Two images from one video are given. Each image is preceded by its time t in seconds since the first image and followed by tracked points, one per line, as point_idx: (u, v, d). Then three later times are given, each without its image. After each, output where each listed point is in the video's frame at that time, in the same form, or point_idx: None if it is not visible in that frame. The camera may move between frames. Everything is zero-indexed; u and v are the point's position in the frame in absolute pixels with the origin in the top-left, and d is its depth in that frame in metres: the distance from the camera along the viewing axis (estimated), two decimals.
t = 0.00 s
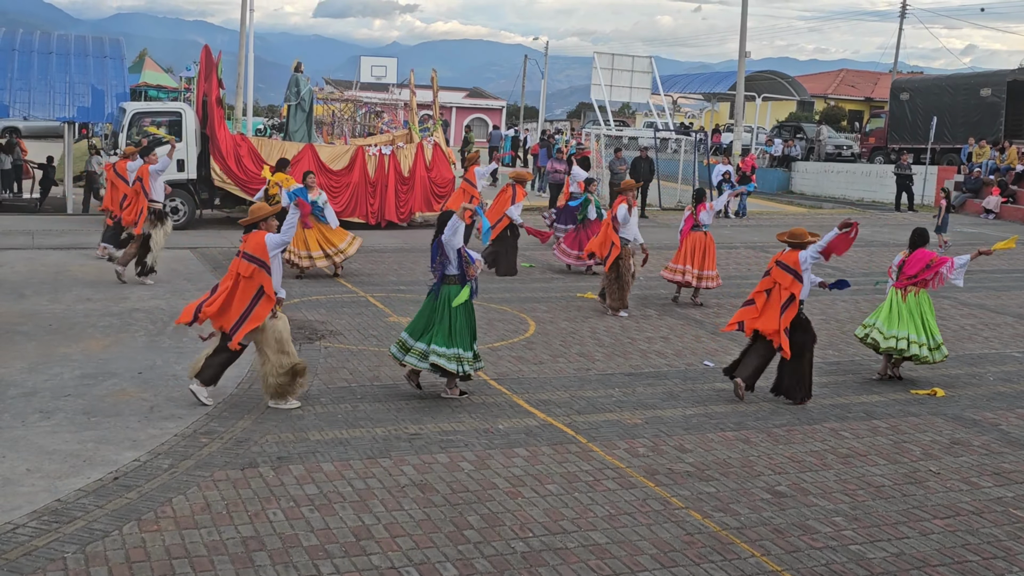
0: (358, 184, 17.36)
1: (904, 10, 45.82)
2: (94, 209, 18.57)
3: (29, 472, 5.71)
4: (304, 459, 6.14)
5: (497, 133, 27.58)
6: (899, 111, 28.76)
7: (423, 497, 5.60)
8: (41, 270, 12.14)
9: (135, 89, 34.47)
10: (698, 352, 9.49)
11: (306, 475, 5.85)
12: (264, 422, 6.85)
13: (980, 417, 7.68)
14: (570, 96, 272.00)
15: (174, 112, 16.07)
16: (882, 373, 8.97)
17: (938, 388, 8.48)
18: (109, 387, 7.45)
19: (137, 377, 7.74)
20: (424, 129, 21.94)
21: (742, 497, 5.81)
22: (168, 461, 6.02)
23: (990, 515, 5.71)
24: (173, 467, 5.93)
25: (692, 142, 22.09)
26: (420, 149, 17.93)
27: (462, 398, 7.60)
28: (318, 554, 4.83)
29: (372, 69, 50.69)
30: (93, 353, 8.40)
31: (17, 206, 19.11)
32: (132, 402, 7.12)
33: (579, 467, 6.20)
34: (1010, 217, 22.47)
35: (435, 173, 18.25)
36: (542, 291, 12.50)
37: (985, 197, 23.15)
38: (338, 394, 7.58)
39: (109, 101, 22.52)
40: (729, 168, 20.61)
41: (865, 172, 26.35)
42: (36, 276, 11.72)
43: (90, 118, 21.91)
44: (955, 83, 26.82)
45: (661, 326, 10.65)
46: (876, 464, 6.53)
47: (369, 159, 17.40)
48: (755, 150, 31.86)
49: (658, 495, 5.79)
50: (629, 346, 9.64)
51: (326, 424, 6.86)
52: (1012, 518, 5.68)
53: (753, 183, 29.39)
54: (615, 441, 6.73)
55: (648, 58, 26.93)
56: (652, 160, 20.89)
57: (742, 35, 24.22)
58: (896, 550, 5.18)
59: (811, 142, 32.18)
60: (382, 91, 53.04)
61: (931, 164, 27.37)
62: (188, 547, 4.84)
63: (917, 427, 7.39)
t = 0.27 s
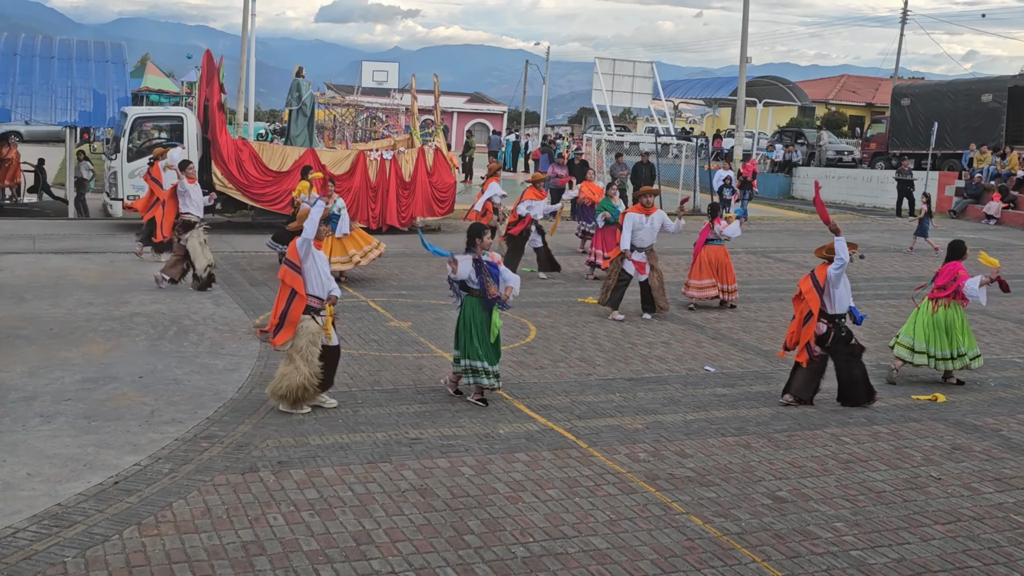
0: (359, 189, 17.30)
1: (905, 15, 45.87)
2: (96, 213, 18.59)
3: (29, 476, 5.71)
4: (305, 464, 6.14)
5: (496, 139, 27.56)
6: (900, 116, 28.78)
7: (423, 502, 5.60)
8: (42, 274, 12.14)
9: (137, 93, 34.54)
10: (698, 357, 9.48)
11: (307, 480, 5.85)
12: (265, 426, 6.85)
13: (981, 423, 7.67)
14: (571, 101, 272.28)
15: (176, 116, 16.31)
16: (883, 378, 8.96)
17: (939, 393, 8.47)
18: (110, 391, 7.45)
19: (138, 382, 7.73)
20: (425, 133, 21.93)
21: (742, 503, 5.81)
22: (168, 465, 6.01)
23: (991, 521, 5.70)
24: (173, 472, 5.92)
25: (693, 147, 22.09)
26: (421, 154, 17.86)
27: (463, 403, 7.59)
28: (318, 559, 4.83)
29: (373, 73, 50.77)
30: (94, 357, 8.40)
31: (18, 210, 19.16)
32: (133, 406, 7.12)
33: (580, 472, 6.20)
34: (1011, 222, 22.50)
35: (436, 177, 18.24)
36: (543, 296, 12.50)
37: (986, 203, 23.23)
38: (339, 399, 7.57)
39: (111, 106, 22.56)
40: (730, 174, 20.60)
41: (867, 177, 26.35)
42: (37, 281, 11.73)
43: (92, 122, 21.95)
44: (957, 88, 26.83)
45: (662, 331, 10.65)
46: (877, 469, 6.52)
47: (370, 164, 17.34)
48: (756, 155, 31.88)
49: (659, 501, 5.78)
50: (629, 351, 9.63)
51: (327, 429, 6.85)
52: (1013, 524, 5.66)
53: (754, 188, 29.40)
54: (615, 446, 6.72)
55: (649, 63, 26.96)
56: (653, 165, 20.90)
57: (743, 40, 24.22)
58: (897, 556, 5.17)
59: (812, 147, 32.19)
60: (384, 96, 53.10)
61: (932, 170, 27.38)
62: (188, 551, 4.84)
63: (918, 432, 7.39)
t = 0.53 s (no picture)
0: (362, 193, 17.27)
1: (908, 19, 45.85)
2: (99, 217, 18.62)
3: (31, 479, 5.71)
4: (307, 466, 6.14)
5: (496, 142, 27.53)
6: (903, 120, 28.78)
7: (425, 506, 5.60)
8: (45, 277, 12.17)
9: (140, 96, 34.61)
10: (701, 361, 9.48)
11: (309, 483, 5.85)
12: (267, 429, 6.85)
13: (984, 427, 7.66)
14: (574, 104, 272.42)
15: (179, 119, 16.16)
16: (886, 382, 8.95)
17: (942, 398, 8.46)
18: (112, 394, 7.45)
19: (140, 385, 7.74)
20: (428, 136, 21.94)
21: (745, 507, 5.80)
22: (170, 468, 6.02)
23: (994, 525, 5.69)
24: (175, 474, 5.93)
25: (695, 151, 22.11)
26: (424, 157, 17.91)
27: (465, 407, 7.59)
28: (320, 561, 4.83)
29: (376, 76, 50.80)
30: (97, 360, 8.41)
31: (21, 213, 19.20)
32: (135, 410, 7.13)
33: (582, 475, 6.20)
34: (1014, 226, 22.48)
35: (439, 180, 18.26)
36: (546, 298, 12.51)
37: (989, 207, 23.22)
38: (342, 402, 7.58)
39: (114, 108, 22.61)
40: (732, 177, 20.59)
41: (870, 181, 26.34)
42: (40, 283, 11.76)
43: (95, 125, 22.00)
44: (960, 92, 26.81)
45: (665, 335, 10.65)
46: (879, 473, 6.52)
47: (373, 166, 17.32)
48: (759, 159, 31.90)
49: (661, 504, 5.78)
50: (632, 354, 9.63)
51: (329, 432, 6.86)
52: (1016, 528, 5.66)
53: (757, 192, 29.39)
54: (618, 450, 6.72)
55: (652, 67, 26.98)
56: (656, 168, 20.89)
57: (745, 43, 24.21)
58: (899, 560, 5.17)
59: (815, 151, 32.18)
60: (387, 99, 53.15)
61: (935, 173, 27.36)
62: (190, 554, 4.84)
63: (920, 436, 7.38)
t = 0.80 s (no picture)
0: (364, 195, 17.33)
1: (909, 21, 45.86)
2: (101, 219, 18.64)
3: (33, 481, 5.71)
4: (309, 469, 6.14)
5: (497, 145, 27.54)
6: (904, 123, 28.78)
7: (427, 508, 5.60)
8: (47, 279, 12.18)
9: (141, 99, 34.66)
10: (702, 364, 9.47)
11: (311, 485, 5.85)
12: (268, 432, 6.85)
13: (985, 430, 7.66)
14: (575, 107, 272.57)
15: (180, 122, 16.14)
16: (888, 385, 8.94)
17: (944, 400, 8.45)
18: (114, 397, 7.46)
19: (142, 387, 7.74)
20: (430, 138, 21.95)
21: (747, 509, 5.80)
22: (172, 470, 6.02)
23: (996, 528, 5.69)
24: (177, 477, 5.93)
25: (696, 153, 22.12)
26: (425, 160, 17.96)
27: (466, 409, 7.59)
28: (322, 564, 4.83)
29: (377, 79, 50.82)
30: (98, 363, 8.41)
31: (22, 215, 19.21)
32: (137, 412, 7.13)
33: (584, 478, 6.20)
34: (1015, 229, 22.47)
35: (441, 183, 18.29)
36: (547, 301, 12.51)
37: (991, 210, 23.21)
38: (343, 405, 7.58)
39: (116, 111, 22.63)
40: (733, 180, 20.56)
41: (871, 184, 26.33)
42: (42, 285, 11.77)
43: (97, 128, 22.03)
44: (961, 95, 26.81)
45: (666, 338, 10.64)
46: (881, 476, 6.52)
47: (375, 169, 17.39)
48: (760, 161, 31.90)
49: (663, 507, 5.78)
50: (633, 357, 9.63)
51: (331, 434, 6.86)
52: (1018, 531, 5.65)
53: (759, 195, 29.40)
54: (619, 452, 6.72)
55: (653, 70, 26.99)
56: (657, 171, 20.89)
57: (746, 46, 24.22)
58: (901, 563, 5.16)
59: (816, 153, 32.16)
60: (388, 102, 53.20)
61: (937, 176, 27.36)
62: (192, 556, 4.84)
63: (922, 439, 7.38)
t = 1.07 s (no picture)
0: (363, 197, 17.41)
1: (909, 22, 45.88)
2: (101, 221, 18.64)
3: (33, 484, 5.71)
4: (308, 471, 6.14)
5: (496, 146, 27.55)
6: (904, 124, 28.79)
7: (427, 510, 5.60)
8: (47, 281, 12.18)
9: (141, 101, 34.68)
10: (702, 365, 9.47)
11: (310, 488, 5.85)
12: (268, 433, 6.85)
13: (985, 431, 7.65)
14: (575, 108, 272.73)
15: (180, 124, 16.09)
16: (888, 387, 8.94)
17: (943, 402, 8.45)
18: (114, 399, 7.45)
19: (142, 389, 7.74)
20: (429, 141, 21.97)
21: (746, 511, 5.80)
22: (172, 472, 6.02)
23: (996, 530, 5.69)
24: (176, 479, 5.93)
25: (696, 155, 22.13)
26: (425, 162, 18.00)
27: (466, 411, 7.59)
28: (321, 566, 4.82)
29: (377, 81, 50.82)
30: (98, 365, 8.41)
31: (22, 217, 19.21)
32: (137, 414, 7.13)
33: (584, 480, 6.19)
34: (1015, 230, 22.49)
35: (441, 184, 18.32)
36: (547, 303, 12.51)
37: (991, 211, 23.22)
38: (343, 407, 7.58)
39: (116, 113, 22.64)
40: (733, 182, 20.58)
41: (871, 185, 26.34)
42: (42, 288, 11.77)
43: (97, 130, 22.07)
44: (960, 97, 26.82)
45: (666, 339, 10.64)
46: (881, 477, 6.51)
47: (375, 171, 17.53)
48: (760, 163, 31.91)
49: (663, 509, 5.77)
50: (633, 358, 9.63)
51: (330, 436, 6.86)
52: (1018, 533, 5.65)
53: (759, 196, 29.40)
54: (619, 454, 6.71)
55: (653, 71, 26.99)
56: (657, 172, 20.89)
57: (746, 48, 24.23)
58: (901, 565, 5.16)
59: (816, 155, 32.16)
60: (388, 103, 53.24)
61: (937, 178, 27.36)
62: (191, 559, 4.83)
63: (922, 441, 7.37)
